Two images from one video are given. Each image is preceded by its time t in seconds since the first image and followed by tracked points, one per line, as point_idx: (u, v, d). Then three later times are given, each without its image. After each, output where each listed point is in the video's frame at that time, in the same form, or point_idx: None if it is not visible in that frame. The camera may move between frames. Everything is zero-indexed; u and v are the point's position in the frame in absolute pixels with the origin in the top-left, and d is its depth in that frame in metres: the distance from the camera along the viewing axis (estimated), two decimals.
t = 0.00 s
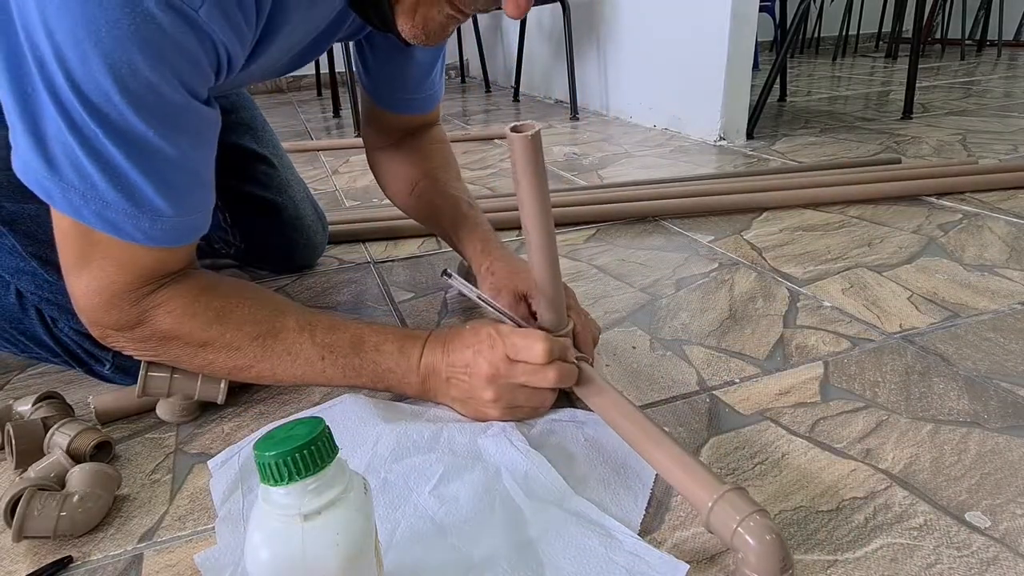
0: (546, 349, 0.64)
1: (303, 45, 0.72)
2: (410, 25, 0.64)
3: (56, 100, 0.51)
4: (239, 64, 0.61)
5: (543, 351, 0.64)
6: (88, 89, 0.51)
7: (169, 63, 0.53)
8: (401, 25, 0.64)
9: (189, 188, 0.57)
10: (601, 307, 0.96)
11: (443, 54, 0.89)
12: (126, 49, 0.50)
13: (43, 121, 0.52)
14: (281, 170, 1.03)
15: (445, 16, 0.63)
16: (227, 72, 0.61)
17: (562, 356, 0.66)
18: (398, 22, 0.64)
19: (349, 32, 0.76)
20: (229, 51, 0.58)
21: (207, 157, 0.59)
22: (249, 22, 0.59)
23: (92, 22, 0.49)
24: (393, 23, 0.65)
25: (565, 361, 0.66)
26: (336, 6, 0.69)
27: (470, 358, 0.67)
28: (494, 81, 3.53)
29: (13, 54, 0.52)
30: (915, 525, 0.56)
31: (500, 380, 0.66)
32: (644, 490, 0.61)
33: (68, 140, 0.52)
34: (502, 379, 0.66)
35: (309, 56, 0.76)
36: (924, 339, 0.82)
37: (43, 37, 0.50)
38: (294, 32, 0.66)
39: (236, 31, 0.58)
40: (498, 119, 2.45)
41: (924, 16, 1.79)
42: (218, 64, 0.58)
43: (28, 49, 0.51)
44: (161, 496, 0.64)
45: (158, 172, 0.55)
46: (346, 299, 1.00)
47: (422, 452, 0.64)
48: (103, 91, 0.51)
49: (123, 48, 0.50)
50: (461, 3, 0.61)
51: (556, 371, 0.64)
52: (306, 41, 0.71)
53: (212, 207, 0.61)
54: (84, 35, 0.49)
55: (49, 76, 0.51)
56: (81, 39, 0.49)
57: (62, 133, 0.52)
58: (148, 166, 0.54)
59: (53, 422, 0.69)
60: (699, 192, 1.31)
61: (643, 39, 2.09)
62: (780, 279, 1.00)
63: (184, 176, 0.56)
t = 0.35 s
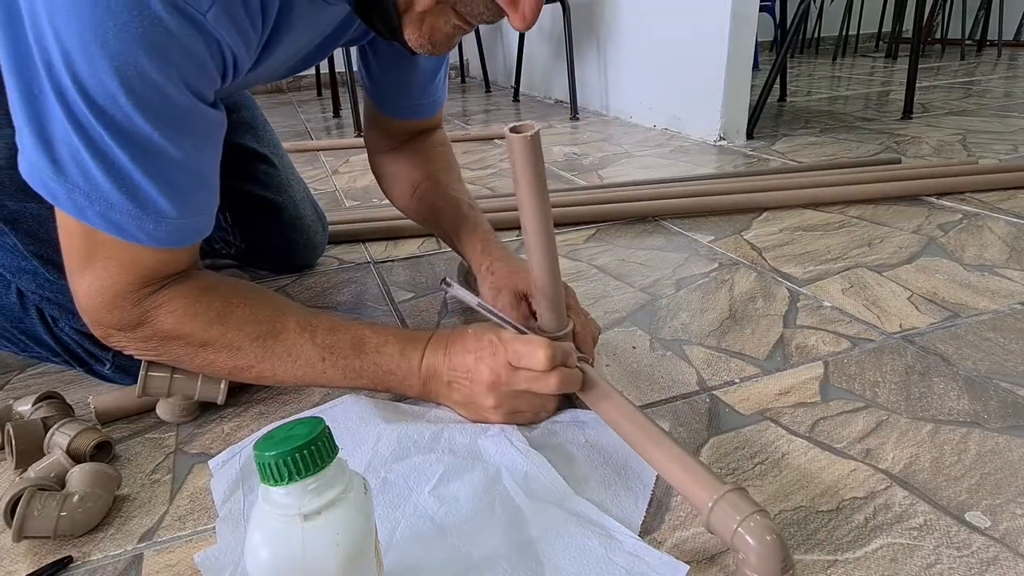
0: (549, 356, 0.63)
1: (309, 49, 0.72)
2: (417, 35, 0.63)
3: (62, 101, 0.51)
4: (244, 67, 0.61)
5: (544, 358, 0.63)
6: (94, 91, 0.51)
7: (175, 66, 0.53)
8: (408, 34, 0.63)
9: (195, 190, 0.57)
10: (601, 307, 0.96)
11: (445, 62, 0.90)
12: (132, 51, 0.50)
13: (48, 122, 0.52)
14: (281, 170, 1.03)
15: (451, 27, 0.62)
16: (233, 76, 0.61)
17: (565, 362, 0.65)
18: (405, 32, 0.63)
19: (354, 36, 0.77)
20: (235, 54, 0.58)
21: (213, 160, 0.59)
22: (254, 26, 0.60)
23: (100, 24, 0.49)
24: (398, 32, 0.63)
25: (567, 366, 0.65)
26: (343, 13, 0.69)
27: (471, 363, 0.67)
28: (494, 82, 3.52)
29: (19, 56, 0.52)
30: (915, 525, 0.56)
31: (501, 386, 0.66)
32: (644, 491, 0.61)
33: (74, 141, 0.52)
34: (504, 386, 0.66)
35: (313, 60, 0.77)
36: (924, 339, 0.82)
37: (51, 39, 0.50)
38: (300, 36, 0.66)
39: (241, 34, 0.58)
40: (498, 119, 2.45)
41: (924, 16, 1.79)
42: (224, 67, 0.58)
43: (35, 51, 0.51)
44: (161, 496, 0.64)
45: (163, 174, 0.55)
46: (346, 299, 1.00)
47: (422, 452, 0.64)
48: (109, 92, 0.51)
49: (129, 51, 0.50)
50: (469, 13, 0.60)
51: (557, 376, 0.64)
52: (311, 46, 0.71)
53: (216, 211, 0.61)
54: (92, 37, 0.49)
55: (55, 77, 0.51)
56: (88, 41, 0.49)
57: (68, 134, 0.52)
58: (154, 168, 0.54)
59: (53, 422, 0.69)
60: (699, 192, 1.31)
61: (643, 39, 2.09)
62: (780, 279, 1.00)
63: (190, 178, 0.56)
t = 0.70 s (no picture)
0: (549, 354, 0.64)
1: (309, 51, 0.72)
2: (415, 37, 0.62)
3: (63, 104, 0.51)
4: (245, 68, 0.61)
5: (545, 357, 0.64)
6: (95, 93, 0.51)
7: (177, 68, 0.53)
8: (405, 36, 0.63)
9: (196, 191, 0.57)
10: (601, 307, 0.96)
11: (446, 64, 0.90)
12: (134, 53, 0.50)
13: (49, 125, 0.52)
14: (281, 169, 1.03)
15: (450, 29, 0.62)
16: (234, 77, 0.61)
17: (564, 360, 0.66)
18: (402, 34, 0.63)
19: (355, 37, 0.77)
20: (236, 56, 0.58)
21: (214, 161, 0.59)
22: (255, 27, 0.60)
23: (101, 27, 0.49)
24: (396, 35, 0.63)
25: (567, 365, 0.66)
26: (344, 15, 0.69)
27: (473, 362, 0.67)
28: (494, 82, 3.52)
29: (19, 58, 0.52)
30: (915, 525, 0.56)
31: (502, 386, 0.66)
32: (641, 490, 0.61)
33: (74, 143, 0.52)
34: (505, 385, 0.66)
35: (313, 63, 0.77)
36: (924, 339, 0.82)
37: (51, 41, 0.50)
38: (301, 37, 0.67)
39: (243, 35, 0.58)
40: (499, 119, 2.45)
41: (924, 16, 1.79)
42: (225, 68, 0.58)
43: (35, 53, 0.51)
44: (161, 496, 0.64)
45: (164, 176, 0.55)
46: (346, 299, 1.00)
47: (421, 451, 0.64)
48: (110, 94, 0.51)
49: (131, 52, 0.50)
50: (466, 16, 0.60)
51: (559, 375, 0.65)
52: (311, 47, 0.71)
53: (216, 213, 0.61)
54: (93, 39, 0.49)
55: (56, 79, 0.51)
56: (90, 43, 0.49)
57: (69, 137, 0.52)
58: (155, 170, 0.54)
59: (53, 422, 0.69)
60: (699, 192, 1.31)
61: (643, 39, 2.09)
62: (780, 279, 1.00)
63: (191, 180, 0.56)
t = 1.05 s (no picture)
0: (549, 349, 0.64)
1: (306, 53, 0.72)
2: (413, 39, 0.62)
3: (61, 106, 0.51)
4: (243, 67, 0.61)
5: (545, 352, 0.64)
6: (93, 93, 0.51)
7: (173, 67, 0.53)
8: (403, 39, 0.63)
9: (193, 191, 0.57)
10: (601, 307, 0.96)
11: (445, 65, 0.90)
12: (131, 53, 0.50)
13: (47, 127, 0.52)
14: (280, 168, 1.03)
15: (448, 30, 0.62)
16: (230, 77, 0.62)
17: (563, 355, 0.66)
18: (400, 37, 0.62)
19: (353, 38, 0.77)
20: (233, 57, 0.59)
21: (212, 161, 0.59)
22: (251, 25, 0.60)
23: (98, 27, 0.49)
24: (394, 37, 0.63)
25: (566, 360, 0.66)
26: (342, 15, 0.69)
27: (472, 358, 0.67)
28: (494, 82, 3.52)
29: (16, 61, 0.52)
30: (915, 525, 0.56)
31: (501, 380, 0.66)
32: (641, 489, 0.61)
33: (72, 145, 0.52)
34: (504, 380, 0.66)
35: (311, 64, 0.77)
36: (924, 339, 0.82)
37: (48, 43, 0.50)
38: (300, 37, 0.67)
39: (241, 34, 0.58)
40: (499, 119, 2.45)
41: (924, 16, 1.79)
42: (222, 67, 0.58)
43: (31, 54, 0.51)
44: (161, 496, 0.64)
45: (161, 176, 0.55)
46: (346, 299, 1.00)
47: (421, 451, 0.64)
48: (107, 94, 0.51)
49: (128, 52, 0.50)
50: (464, 17, 0.60)
51: (558, 369, 0.65)
52: (309, 48, 0.71)
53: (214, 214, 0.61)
54: (89, 39, 0.49)
55: (53, 81, 0.51)
56: (87, 43, 0.49)
57: (66, 138, 0.52)
58: (153, 169, 0.54)
59: (53, 422, 0.69)
60: (699, 192, 1.31)
61: (643, 39, 2.09)
62: (780, 279, 1.00)
63: (189, 179, 0.56)
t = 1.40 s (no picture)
0: (539, 335, 0.65)
1: (306, 53, 0.72)
2: (419, 38, 0.62)
3: (62, 108, 0.51)
4: (245, 68, 0.61)
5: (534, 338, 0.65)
6: (97, 95, 0.51)
7: (179, 70, 0.53)
8: (409, 38, 0.63)
9: (194, 194, 0.57)
10: (601, 307, 0.96)
11: (446, 65, 0.90)
12: (137, 57, 0.50)
13: (48, 128, 0.52)
14: (280, 168, 1.03)
15: (453, 30, 0.62)
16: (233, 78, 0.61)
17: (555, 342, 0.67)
18: (405, 36, 0.62)
19: (354, 40, 0.77)
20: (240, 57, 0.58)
21: (213, 164, 0.59)
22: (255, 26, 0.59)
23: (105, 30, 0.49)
24: (400, 36, 0.63)
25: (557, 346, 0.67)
26: (344, 16, 0.69)
27: (466, 350, 0.67)
28: (494, 82, 3.52)
29: (18, 61, 0.51)
30: (915, 525, 0.56)
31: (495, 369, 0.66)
32: (642, 489, 0.61)
33: (73, 147, 0.52)
34: (498, 369, 0.66)
35: (311, 64, 0.77)
36: (924, 339, 0.82)
37: (53, 45, 0.50)
38: (302, 37, 0.67)
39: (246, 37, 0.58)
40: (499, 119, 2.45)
41: (924, 16, 1.79)
42: (225, 68, 0.58)
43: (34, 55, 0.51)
44: (161, 496, 0.64)
45: (162, 179, 0.55)
46: (346, 299, 1.00)
47: (420, 450, 0.64)
48: (112, 98, 0.51)
49: (135, 56, 0.50)
50: (471, 17, 0.60)
51: (552, 356, 0.65)
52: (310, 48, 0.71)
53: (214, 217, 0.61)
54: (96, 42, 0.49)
55: (56, 83, 0.51)
56: (92, 45, 0.49)
57: (67, 140, 0.52)
58: (154, 173, 0.54)
59: (53, 422, 0.69)
60: (699, 192, 1.31)
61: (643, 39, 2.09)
62: (781, 279, 1.00)
63: (191, 183, 0.56)
